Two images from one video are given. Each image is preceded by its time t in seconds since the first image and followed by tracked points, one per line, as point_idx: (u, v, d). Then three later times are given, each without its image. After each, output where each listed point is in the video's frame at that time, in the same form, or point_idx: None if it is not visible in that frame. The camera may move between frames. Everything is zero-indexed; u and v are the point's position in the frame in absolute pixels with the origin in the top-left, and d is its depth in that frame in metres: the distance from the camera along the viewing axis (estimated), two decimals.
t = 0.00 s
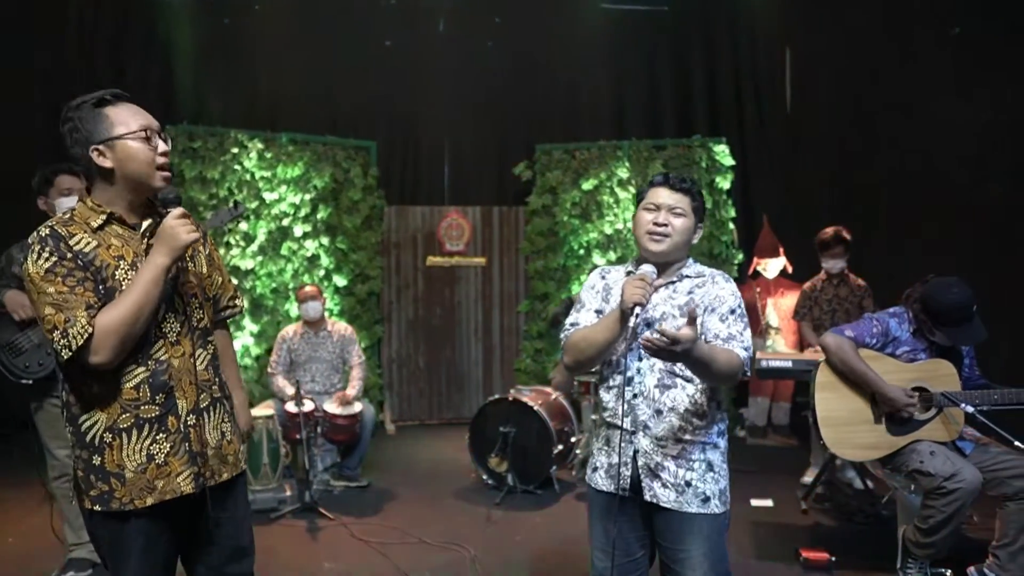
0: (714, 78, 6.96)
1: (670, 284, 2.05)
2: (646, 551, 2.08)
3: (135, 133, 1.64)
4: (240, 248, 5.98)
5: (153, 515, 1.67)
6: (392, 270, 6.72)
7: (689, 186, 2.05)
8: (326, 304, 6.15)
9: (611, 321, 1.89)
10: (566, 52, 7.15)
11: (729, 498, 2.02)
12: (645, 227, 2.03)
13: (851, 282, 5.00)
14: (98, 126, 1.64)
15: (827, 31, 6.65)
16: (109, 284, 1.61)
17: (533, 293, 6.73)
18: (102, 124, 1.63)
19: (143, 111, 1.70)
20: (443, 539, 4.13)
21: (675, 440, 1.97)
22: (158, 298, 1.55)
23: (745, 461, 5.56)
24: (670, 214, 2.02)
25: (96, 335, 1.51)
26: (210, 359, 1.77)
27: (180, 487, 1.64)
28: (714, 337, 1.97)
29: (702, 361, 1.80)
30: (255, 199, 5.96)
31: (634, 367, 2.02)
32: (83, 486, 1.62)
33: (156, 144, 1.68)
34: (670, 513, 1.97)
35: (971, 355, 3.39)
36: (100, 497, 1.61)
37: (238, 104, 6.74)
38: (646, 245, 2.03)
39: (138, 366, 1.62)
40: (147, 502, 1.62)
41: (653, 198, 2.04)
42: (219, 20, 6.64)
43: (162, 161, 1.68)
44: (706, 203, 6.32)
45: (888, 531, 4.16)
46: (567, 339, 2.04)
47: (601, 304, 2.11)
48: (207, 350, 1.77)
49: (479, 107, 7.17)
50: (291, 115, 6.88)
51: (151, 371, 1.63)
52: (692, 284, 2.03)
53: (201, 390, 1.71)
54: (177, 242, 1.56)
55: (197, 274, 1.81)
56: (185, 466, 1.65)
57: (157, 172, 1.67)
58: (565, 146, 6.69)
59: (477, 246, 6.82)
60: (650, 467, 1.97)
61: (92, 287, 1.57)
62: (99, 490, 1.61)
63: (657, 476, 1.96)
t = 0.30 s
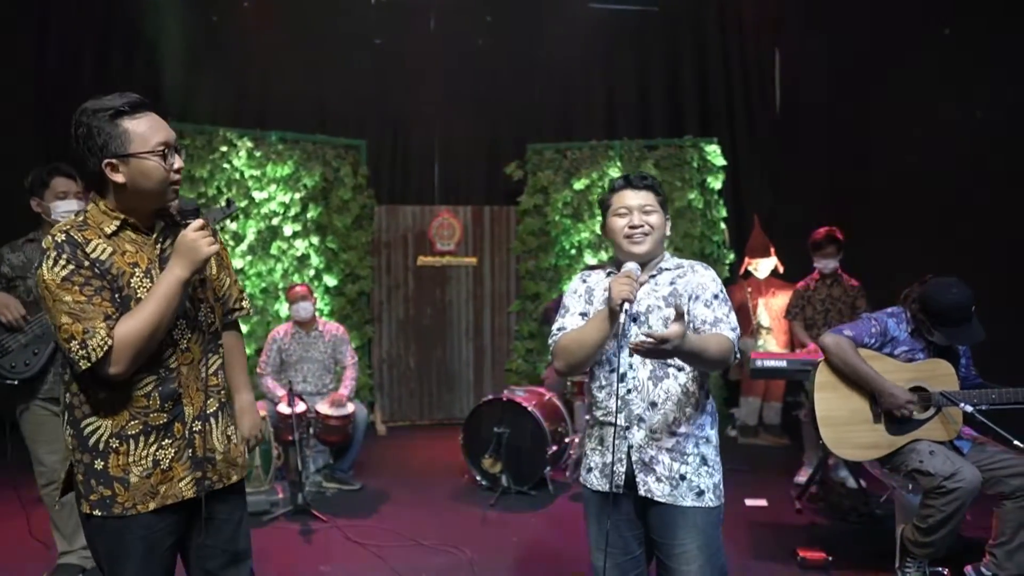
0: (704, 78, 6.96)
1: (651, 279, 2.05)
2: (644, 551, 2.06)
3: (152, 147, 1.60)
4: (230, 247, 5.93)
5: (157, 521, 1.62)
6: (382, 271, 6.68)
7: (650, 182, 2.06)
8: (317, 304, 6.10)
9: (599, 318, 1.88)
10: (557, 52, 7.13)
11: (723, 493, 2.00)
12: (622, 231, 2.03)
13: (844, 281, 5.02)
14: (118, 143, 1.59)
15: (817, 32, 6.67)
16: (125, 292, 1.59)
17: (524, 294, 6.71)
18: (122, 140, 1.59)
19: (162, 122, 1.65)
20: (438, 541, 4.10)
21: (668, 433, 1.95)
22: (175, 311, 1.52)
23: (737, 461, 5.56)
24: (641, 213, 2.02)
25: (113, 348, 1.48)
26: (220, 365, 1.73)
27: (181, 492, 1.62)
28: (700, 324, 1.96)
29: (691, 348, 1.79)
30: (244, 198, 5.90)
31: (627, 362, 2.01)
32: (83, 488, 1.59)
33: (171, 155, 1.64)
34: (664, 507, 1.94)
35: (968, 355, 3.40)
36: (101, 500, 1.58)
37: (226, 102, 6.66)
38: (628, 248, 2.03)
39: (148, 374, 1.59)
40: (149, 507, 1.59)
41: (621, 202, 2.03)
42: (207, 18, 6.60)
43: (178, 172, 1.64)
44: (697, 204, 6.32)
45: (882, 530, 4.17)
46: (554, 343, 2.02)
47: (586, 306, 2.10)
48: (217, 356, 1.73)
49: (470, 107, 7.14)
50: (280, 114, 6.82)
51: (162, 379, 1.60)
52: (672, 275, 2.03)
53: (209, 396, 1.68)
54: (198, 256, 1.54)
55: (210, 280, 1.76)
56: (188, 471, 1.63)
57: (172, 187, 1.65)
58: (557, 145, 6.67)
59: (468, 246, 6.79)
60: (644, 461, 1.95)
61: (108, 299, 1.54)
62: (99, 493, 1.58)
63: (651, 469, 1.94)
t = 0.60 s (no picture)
0: (701, 79, 6.96)
1: (646, 275, 2.06)
2: (659, 547, 2.07)
3: (163, 151, 1.59)
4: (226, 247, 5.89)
5: (168, 522, 1.60)
6: (379, 271, 6.66)
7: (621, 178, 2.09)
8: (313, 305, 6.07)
9: (603, 314, 1.86)
10: (554, 52, 7.12)
11: (736, 484, 1.99)
12: (604, 228, 2.03)
13: (842, 282, 5.04)
14: (131, 149, 1.59)
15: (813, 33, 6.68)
16: (148, 295, 1.59)
17: (521, 294, 6.70)
18: (136, 146, 1.58)
19: (178, 128, 1.65)
20: (440, 542, 4.08)
21: (681, 426, 1.94)
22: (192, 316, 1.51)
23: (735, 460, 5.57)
24: (621, 207, 2.02)
25: (129, 351, 1.48)
26: (241, 369, 1.71)
27: (194, 493, 1.60)
28: (701, 311, 1.98)
29: (697, 335, 1.79)
30: (240, 198, 5.86)
31: (635, 360, 2.00)
32: (100, 482, 1.59)
33: (184, 159, 1.61)
34: (680, 503, 1.94)
35: (969, 354, 3.41)
36: (114, 495, 1.57)
37: (222, 102, 6.62)
38: (615, 244, 2.02)
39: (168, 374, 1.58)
40: (163, 505, 1.58)
41: (600, 202, 2.05)
42: (202, 16, 6.56)
43: (192, 176, 1.62)
44: (695, 204, 6.32)
45: (882, 529, 4.19)
46: (559, 347, 1.99)
47: (587, 309, 2.09)
48: (239, 359, 1.71)
49: (467, 107, 7.13)
50: (276, 114, 6.79)
51: (180, 380, 1.59)
52: (667, 268, 2.05)
53: (227, 399, 1.66)
54: (215, 261, 1.51)
55: (234, 282, 1.75)
56: (203, 472, 1.61)
57: (185, 192, 1.62)
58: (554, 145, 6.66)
59: (465, 246, 6.78)
60: (659, 458, 1.94)
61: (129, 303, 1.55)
62: (114, 488, 1.57)
63: (666, 465, 1.93)
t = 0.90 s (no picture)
0: (702, 79, 6.96)
1: (654, 278, 2.07)
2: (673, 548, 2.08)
3: (196, 157, 1.63)
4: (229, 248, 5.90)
5: (192, 518, 1.62)
6: (382, 272, 6.67)
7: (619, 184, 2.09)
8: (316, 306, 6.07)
9: (610, 319, 1.86)
10: (555, 52, 7.13)
11: (749, 480, 2.00)
12: (606, 238, 2.05)
13: (844, 283, 5.05)
14: (168, 155, 1.64)
15: (814, 34, 6.69)
16: (184, 294, 1.63)
17: (523, 294, 6.72)
18: (171, 152, 1.64)
19: (217, 138, 1.69)
20: (445, 542, 4.09)
21: (694, 425, 1.95)
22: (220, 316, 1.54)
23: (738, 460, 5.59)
24: (621, 215, 2.03)
25: (160, 345, 1.54)
26: (276, 371, 1.71)
27: (221, 489, 1.62)
28: (709, 307, 1.99)
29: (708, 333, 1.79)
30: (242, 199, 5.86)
31: (647, 362, 2.01)
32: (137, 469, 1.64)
33: (217, 165, 1.65)
34: (695, 502, 1.95)
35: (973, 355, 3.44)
36: (148, 483, 1.61)
37: (223, 102, 6.62)
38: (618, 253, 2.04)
39: (201, 371, 1.62)
40: (192, 497, 1.61)
41: (601, 209, 2.06)
42: (203, 17, 6.56)
43: (222, 182, 1.65)
44: (696, 205, 6.33)
45: (885, 529, 4.21)
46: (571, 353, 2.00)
47: (597, 314, 2.09)
48: (273, 361, 1.71)
49: (467, 107, 7.14)
50: (277, 114, 6.79)
51: (212, 377, 1.63)
52: (674, 270, 2.06)
53: (258, 399, 1.67)
54: (240, 263, 1.53)
55: (272, 286, 1.75)
56: (232, 469, 1.63)
57: (214, 199, 1.65)
58: (556, 146, 6.67)
59: (467, 247, 6.79)
60: (674, 458, 1.94)
61: (166, 300, 1.60)
62: (148, 476, 1.61)
63: (681, 466, 1.94)
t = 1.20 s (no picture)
0: (702, 79, 6.98)
1: (663, 276, 2.10)
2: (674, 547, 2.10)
3: (225, 161, 1.69)
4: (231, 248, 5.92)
5: (207, 509, 1.66)
6: (383, 272, 6.70)
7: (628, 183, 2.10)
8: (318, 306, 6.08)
9: (614, 314, 1.89)
10: (555, 53, 7.15)
11: (750, 480, 2.02)
12: (615, 236, 2.08)
13: (843, 282, 5.09)
14: (202, 156, 1.72)
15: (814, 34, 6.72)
16: (209, 291, 1.69)
17: (524, 294, 6.74)
18: (204, 154, 1.71)
19: (249, 146, 1.76)
20: (448, 540, 4.11)
21: (694, 421, 1.97)
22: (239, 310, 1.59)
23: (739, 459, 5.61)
24: (629, 214, 2.05)
25: (182, 337, 1.59)
26: (299, 367, 1.74)
27: (243, 478, 1.67)
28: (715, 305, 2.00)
29: (711, 317, 1.81)
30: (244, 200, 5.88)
31: (648, 357, 2.03)
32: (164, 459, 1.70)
33: (244, 170, 1.71)
34: (696, 499, 1.97)
35: (973, 354, 3.47)
36: (175, 473, 1.66)
37: (225, 102, 6.63)
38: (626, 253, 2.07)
39: (223, 364, 1.67)
40: (214, 486, 1.65)
41: (613, 208, 2.08)
42: (204, 18, 6.58)
43: (246, 186, 1.71)
44: (697, 205, 6.36)
45: (885, 527, 4.23)
46: (576, 346, 2.02)
47: (603, 311, 2.11)
48: (296, 358, 1.74)
49: (468, 108, 7.15)
50: (279, 115, 6.81)
51: (234, 370, 1.68)
52: (683, 270, 2.09)
53: (281, 394, 1.71)
54: (258, 259, 1.57)
55: (297, 287, 1.79)
56: (253, 460, 1.67)
57: (236, 199, 1.70)
58: (557, 146, 6.69)
59: (468, 246, 6.81)
60: (674, 454, 1.96)
61: (191, 295, 1.66)
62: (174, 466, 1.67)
63: (681, 461, 1.95)
